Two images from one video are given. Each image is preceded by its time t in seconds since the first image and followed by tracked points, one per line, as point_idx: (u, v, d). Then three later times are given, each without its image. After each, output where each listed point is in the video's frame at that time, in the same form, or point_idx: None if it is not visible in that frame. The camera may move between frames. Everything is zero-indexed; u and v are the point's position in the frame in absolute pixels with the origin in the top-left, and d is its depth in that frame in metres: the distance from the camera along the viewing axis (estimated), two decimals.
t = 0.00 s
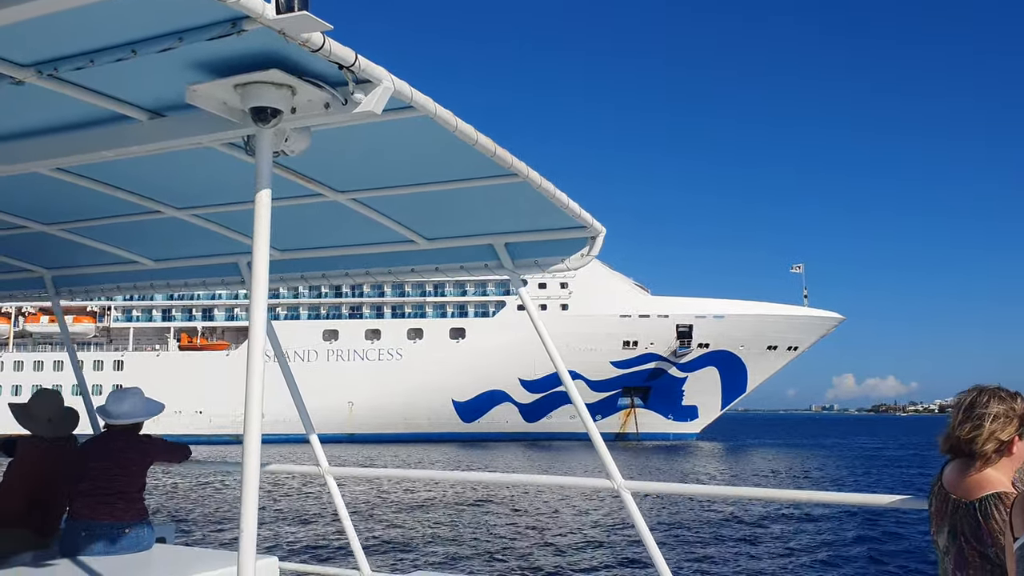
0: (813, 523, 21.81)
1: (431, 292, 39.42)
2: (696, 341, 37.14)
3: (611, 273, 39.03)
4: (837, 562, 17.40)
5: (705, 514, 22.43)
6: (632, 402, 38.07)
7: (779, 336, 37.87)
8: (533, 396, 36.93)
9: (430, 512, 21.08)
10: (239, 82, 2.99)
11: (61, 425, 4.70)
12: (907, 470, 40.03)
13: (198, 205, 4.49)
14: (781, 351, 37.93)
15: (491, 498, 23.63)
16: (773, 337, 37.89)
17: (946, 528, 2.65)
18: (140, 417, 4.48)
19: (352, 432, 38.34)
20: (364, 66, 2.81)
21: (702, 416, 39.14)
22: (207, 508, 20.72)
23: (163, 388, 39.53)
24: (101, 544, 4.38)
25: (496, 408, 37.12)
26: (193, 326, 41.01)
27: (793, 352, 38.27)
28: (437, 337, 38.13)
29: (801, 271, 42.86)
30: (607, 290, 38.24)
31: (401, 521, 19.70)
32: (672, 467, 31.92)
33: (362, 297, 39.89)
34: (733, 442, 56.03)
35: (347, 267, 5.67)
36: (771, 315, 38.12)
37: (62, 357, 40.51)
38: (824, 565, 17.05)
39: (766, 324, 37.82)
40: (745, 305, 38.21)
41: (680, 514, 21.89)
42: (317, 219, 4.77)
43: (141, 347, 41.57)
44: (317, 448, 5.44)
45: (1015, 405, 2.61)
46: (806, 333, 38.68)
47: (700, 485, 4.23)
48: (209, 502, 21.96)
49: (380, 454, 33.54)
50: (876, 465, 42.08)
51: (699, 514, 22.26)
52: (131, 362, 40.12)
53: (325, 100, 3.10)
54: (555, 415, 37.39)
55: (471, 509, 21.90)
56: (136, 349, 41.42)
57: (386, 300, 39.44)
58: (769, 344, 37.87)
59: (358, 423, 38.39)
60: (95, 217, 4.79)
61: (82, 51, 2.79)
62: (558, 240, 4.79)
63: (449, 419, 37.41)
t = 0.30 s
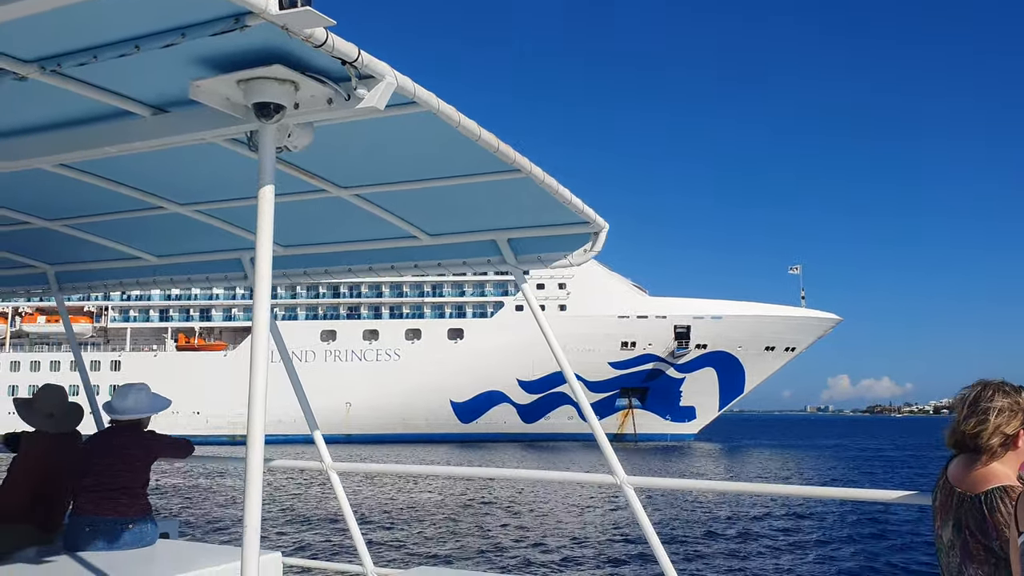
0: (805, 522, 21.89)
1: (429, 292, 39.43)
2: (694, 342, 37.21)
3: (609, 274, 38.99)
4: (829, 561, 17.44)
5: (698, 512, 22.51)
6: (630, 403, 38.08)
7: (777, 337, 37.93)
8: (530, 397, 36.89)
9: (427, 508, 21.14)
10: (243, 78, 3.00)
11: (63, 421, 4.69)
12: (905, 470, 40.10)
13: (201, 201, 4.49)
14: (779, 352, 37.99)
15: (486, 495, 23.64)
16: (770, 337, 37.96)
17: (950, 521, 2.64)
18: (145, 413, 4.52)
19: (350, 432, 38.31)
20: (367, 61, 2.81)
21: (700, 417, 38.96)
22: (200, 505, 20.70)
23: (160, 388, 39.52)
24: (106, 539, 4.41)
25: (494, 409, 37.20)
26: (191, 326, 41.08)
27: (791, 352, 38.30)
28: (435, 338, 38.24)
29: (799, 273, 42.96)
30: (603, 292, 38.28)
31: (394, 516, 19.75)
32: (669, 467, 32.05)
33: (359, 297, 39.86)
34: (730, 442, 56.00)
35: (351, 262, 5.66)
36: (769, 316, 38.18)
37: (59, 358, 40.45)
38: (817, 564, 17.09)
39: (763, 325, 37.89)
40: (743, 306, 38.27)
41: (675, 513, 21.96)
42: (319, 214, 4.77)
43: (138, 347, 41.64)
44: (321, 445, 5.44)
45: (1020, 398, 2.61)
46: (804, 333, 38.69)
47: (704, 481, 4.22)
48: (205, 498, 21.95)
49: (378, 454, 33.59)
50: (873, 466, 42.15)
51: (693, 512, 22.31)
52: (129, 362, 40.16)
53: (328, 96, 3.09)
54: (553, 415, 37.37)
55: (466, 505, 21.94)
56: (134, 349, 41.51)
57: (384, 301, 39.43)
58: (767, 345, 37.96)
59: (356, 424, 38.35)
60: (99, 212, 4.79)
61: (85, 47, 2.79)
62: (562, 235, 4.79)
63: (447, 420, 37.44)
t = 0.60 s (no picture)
0: (797, 520, 22.00)
1: (427, 293, 39.82)
2: (692, 343, 37.36)
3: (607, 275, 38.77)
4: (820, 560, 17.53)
5: (690, 510, 22.61)
6: (627, 404, 38.06)
7: (774, 338, 38.01)
8: (528, 398, 37.11)
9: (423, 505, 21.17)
10: (245, 75, 2.99)
11: (63, 419, 4.69)
12: (900, 470, 40.23)
13: (202, 198, 4.50)
14: (776, 353, 38.10)
15: (480, 493, 23.72)
16: (767, 338, 38.06)
17: (952, 518, 2.64)
18: (147, 410, 4.51)
19: (348, 433, 38.30)
20: (368, 58, 2.81)
21: (698, 419, 39.00)
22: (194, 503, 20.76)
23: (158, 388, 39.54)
24: (110, 537, 4.40)
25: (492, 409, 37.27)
26: (188, 327, 41.11)
27: (788, 354, 38.35)
28: (434, 339, 38.01)
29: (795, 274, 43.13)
30: (605, 292, 37.98)
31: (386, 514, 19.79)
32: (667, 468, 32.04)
33: (357, 297, 40.14)
34: (727, 443, 56.02)
35: (351, 260, 5.65)
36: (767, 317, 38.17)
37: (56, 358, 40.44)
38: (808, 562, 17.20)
39: (760, 326, 37.94)
40: (741, 307, 38.35)
41: (668, 511, 22.04)
42: (319, 211, 4.76)
43: (135, 347, 41.74)
44: (322, 443, 5.45)
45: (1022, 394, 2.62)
46: (801, 334, 38.77)
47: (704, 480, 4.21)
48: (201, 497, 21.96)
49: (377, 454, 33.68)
50: (869, 466, 42.27)
51: (685, 511, 22.44)
52: (126, 362, 40.17)
53: (330, 93, 3.10)
54: (550, 416, 37.42)
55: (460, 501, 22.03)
56: (131, 349, 41.64)
57: (382, 301, 39.75)
58: (764, 346, 38.07)
59: (355, 422, 38.25)
60: (99, 210, 4.79)
61: (86, 44, 2.79)
62: (563, 232, 4.78)
63: (445, 420, 37.44)
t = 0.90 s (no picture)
0: (789, 520, 22.01)
1: (423, 294, 40.08)
2: (687, 343, 37.33)
3: (604, 276, 38.84)
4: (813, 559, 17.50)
5: (684, 510, 22.60)
6: (623, 404, 38.11)
7: (770, 338, 38.04)
8: (524, 399, 36.89)
9: (416, 504, 21.14)
10: (243, 74, 2.99)
11: (61, 418, 4.69)
12: (895, 470, 40.31)
13: (200, 197, 4.49)
14: (772, 353, 38.14)
15: (473, 493, 23.69)
16: (763, 339, 38.11)
17: (953, 515, 2.64)
18: (144, 409, 4.48)
19: (343, 434, 38.23)
20: (367, 57, 2.81)
21: (694, 419, 39.11)
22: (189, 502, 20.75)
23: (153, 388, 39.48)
24: (108, 537, 4.40)
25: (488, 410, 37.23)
26: (183, 327, 41.01)
27: (783, 354, 38.42)
28: (430, 339, 38.12)
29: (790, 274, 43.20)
30: (602, 293, 38.01)
31: (380, 514, 19.72)
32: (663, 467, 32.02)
33: (354, 297, 40.16)
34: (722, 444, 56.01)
35: (351, 260, 5.65)
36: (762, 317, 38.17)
37: (51, 358, 40.32)
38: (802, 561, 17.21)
39: (755, 327, 37.95)
40: (738, 306, 38.37)
41: (661, 512, 22.02)
42: (317, 211, 4.76)
43: (130, 347, 41.66)
44: (321, 442, 5.44)
45: None
46: (797, 334, 38.81)
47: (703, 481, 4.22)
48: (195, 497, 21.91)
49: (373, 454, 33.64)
50: (864, 465, 42.35)
51: (679, 511, 22.47)
52: (121, 362, 40.12)
53: (328, 92, 3.10)
54: (547, 416, 37.27)
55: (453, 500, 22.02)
56: (126, 349, 41.56)
57: (378, 301, 39.82)
58: (759, 346, 38.09)
59: (351, 422, 38.20)
60: (98, 208, 4.79)
61: (84, 43, 2.79)
62: (562, 232, 4.78)
63: (441, 421, 37.36)
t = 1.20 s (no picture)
0: (778, 519, 22.04)
1: (418, 292, 39.41)
2: (682, 341, 37.32)
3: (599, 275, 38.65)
4: (802, 557, 17.53)
5: (673, 511, 22.62)
6: (618, 402, 38.19)
7: (764, 337, 38.07)
8: (520, 397, 37.15)
9: (406, 506, 21.10)
10: (244, 74, 2.99)
11: (60, 418, 4.69)
12: (888, 469, 40.43)
13: (199, 198, 4.49)
14: (766, 352, 38.18)
15: (465, 494, 23.69)
16: (757, 338, 38.12)
17: (955, 513, 2.65)
18: (142, 410, 4.47)
19: (337, 434, 38.06)
20: (366, 58, 2.81)
21: (688, 417, 39.28)
22: (179, 502, 20.76)
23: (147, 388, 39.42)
24: (104, 537, 4.39)
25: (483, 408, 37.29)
26: (177, 326, 40.96)
27: (777, 351, 38.44)
28: (425, 338, 38.12)
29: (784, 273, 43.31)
30: (597, 293, 37.91)
31: (370, 514, 19.76)
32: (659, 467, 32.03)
33: (348, 297, 39.90)
34: (717, 442, 56.04)
35: (350, 262, 5.66)
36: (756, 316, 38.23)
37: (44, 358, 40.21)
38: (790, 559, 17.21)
39: (750, 326, 37.97)
40: (732, 306, 38.38)
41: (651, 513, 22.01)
42: (315, 212, 4.76)
43: (124, 347, 41.55)
44: (319, 443, 5.44)
45: None
46: (791, 334, 38.86)
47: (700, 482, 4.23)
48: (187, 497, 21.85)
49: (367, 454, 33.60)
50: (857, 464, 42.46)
51: (670, 511, 22.46)
52: (115, 361, 40.11)
53: (327, 93, 3.10)
54: (542, 415, 37.43)
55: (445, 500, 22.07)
56: (120, 349, 41.46)
57: (373, 301, 39.53)
58: (754, 345, 38.13)
59: (346, 422, 38.11)
60: (98, 209, 4.78)
61: (83, 43, 2.79)
62: (561, 233, 4.78)
63: (436, 420, 37.40)
